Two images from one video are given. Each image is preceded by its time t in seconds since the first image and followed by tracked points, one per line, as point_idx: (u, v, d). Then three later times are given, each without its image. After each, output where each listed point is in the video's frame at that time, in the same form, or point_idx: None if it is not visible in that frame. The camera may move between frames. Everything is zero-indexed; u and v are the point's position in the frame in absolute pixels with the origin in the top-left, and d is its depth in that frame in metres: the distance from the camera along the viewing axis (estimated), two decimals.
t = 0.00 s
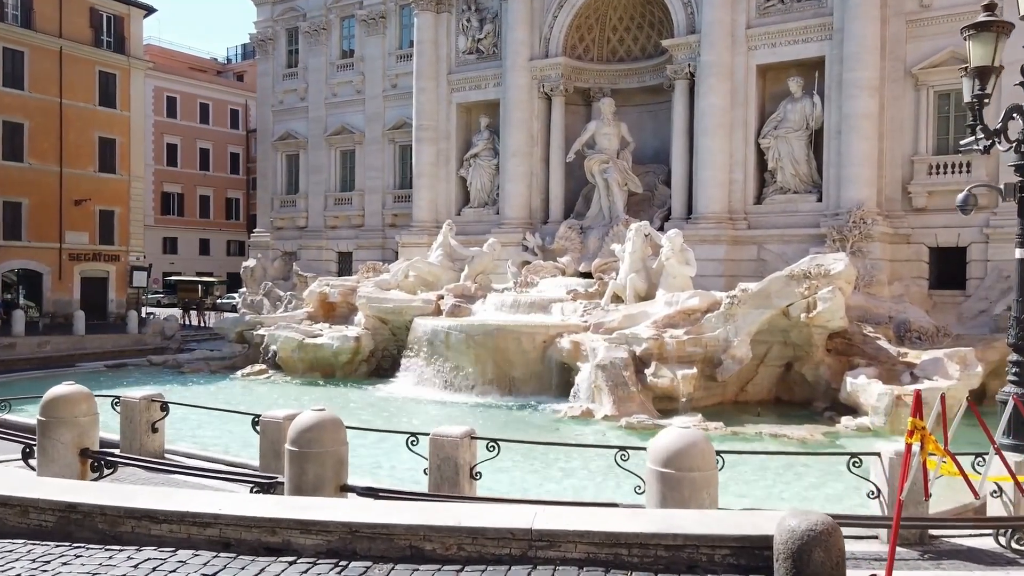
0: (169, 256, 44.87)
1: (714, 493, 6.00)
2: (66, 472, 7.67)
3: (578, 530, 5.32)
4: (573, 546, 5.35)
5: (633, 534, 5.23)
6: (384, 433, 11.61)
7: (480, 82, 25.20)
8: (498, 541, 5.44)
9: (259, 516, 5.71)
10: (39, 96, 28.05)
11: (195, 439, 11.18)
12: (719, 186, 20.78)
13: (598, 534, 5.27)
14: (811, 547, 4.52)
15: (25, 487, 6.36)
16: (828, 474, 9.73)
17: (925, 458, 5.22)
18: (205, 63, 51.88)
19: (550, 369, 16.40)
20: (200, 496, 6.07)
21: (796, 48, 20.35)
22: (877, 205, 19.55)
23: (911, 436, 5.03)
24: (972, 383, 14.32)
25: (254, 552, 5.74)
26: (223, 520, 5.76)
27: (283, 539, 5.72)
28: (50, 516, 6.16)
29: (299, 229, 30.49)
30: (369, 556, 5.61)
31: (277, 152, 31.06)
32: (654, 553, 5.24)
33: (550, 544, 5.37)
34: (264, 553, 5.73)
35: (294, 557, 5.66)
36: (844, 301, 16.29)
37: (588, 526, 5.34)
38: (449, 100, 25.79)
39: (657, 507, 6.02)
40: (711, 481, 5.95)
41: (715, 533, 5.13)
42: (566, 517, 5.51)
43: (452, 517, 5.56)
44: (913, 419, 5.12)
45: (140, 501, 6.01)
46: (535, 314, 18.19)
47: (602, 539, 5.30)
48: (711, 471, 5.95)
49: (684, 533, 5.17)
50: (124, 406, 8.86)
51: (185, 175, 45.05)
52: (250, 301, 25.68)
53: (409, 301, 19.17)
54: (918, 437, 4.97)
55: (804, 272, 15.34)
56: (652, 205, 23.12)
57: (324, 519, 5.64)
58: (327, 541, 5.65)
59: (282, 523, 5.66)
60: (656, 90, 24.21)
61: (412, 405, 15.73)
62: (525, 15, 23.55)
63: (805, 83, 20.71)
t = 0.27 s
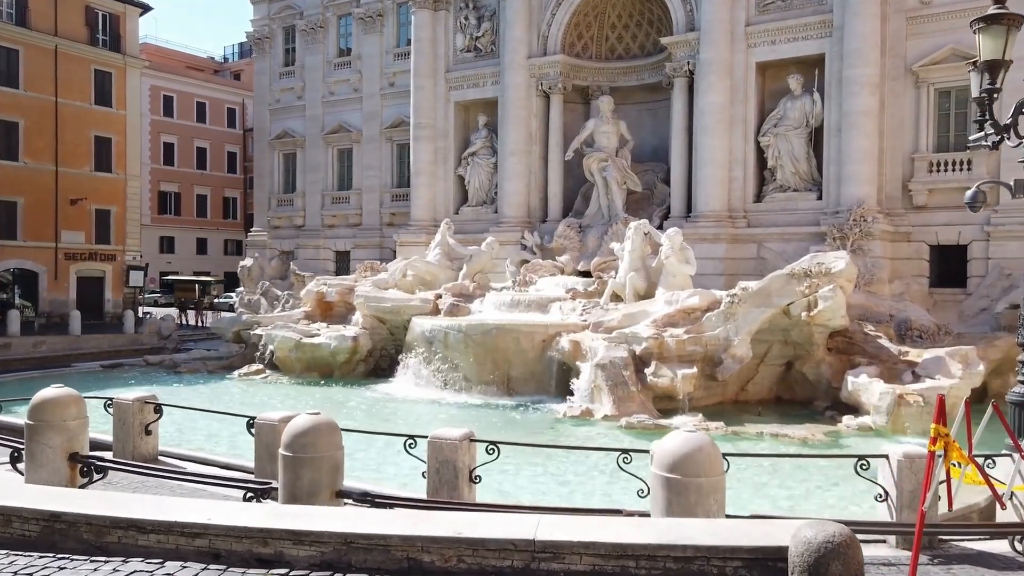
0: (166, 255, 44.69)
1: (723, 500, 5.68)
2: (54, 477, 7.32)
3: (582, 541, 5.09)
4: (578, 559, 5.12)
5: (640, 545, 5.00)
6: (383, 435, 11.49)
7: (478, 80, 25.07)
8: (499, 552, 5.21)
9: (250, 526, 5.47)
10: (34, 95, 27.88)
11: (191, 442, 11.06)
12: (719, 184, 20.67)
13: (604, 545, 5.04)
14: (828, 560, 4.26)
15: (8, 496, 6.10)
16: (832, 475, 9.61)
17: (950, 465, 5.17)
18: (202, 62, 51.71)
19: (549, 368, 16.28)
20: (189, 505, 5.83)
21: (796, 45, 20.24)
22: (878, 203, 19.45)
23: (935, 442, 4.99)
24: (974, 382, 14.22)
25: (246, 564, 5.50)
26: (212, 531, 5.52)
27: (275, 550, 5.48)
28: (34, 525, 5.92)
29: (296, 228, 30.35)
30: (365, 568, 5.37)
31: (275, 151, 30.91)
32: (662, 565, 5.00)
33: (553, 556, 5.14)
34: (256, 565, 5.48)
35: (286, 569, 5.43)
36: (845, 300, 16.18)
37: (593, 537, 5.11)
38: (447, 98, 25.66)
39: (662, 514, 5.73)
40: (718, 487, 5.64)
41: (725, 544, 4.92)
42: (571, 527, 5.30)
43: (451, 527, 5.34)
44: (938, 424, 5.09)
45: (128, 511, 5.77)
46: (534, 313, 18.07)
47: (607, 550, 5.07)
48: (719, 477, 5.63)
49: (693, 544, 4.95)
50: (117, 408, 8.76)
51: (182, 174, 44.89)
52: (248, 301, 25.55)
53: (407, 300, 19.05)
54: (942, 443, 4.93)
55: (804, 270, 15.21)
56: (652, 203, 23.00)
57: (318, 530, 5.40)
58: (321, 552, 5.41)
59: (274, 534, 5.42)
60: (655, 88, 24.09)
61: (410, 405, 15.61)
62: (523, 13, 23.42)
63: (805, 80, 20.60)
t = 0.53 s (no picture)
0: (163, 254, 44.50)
1: (733, 506, 5.52)
2: (43, 481, 7.12)
3: (591, 551, 4.86)
4: (586, 571, 4.88)
5: (652, 556, 4.77)
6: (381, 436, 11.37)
7: (476, 77, 24.93)
8: (503, 563, 4.98)
9: (244, 536, 5.26)
10: (29, 93, 27.71)
11: (187, 443, 10.93)
12: (719, 182, 20.54)
13: (614, 556, 4.81)
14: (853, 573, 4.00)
15: None
16: (836, 476, 9.50)
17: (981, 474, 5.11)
18: (199, 60, 51.51)
19: (549, 368, 16.15)
20: (182, 512, 5.65)
21: (796, 41, 20.11)
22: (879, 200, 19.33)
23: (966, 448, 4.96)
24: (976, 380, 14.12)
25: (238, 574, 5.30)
26: (203, 541, 5.32)
27: (269, 561, 5.27)
28: (19, 535, 5.73)
29: (294, 227, 30.19)
30: None
31: (272, 149, 30.74)
32: None
33: (561, 568, 4.90)
34: None
35: None
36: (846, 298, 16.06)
37: (603, 548, 4.87)
38: (445, 95, 25.50)
39: (671, 521, 5.55)
40: (729, 493, 5.48)
41: (739, 554, 4.71)
42: (580, 535, 5.08)
43: (453, 538, 5.11)
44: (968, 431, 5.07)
45: (116, 519, 5.56)
46: (533, 312, 17.94)
47: (618, 562, 4.84)
48: (729, 482, 5.47)
49: (708, 555, 4.73)
50: (110, 408, 8.63)
51: (179, 172, 44.71)
52: (245, 300, 25.40)
53: (406, 299, 18.91)
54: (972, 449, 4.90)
55: (807, 267, 15.01)
56: (651, 201, 22.88)
57: (314, 539, 5.19)
58: (316, 563, 5.20)
59: (267, 544, 5.21)
60: (655, 85, 23.95)
61: (409, 405, 15.47)
62: (521, 9, 23.26)
63: (805, 77, 20.47)
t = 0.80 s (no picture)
0: (160, 252, 44.30)
1: (748, 510, 5.31)
2: (33, 485, 6.94)
3: (606, 561, 4.51)
4: None
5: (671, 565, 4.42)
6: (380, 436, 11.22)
7: (475, 74, 24.79)
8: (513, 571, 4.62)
9: (239, 543, 4.90)
10: (25, 90, 27.53)
11: (184, 445, 10.80)
12: (719, 179, 20.42)
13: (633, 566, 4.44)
14: None
15: None
16: (841, 477, 9.38)
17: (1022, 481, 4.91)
18: (196, 58, 51.32)
19: (549, 366, 16.02)
20: (176, 517, 5.32)
21: (797, 38, 19.98)
22: (880, 198, 19.22)
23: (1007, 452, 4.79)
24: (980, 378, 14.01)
25: None
26: (197, 548, 4.98)
27: (267, 570, 4.92)
28: (5, 541, 5.43)
29: (291, 225, 30.04)
30: None
31: (269, 146, 30.59)
32: None
33: None
34: None
35: None
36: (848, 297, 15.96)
37: (619, 557, 4.52)
38: (444, 92, 25.36)
39: (683, 525, 5.33)
40: (743, 496, 5.25)
41: (762, 564, 4.36)
42: (593, 542, 4.74)
43: (460, 544, 4.76)
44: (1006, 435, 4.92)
45: (106, 525, 5.23)
46: (533, 311, 17.80)
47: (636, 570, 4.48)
48: (744, 485, 5.25)
49: (732, 564, 4.37)
50: (104, 409, 8.50)
51: (176, 171, 44.52)
52: (242, 298, 25.24)
53: (404, 297, 18.78)
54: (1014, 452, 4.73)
55: (808, 266, 14.94)
56: (651, 198, 22.76)
57: (313, 546, 4.83)
58: (317, 570, 4.84)
59: (265, 552, 4.86)
60: (655, 82, 23.82)
61: (407, 404, 15.34)
62: (520, 5, 23.11)
63: (806, 74, 20.36)
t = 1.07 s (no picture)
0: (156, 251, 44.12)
1: (763, 517, 5.04)
2: (24, 490, 6.71)
3: (626, 574, 3.89)
4: None
5: None
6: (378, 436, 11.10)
7: (473, 71, 24.66)
8: None
9: (232, 555, 4.38)
10: (20, 87, 27.35)
11: (179, 446, 10.67)
12: (719, 177, 20.31)
13: None
14: None
15: None
16: (845, 478, 9.28)
17: None
18: (192, 56, 51.12)
19: (549, 365, 15.92)
20: (170, 524, 4.80)
21: (797, 35, 19.88)
22: (881, 195, 19.12)
23: None
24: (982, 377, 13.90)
25: None
26: (191, 561, 4.45)
27: None
28: None
29: (289, 223, 29.90)
30: None
31: (266, 144, 30.44)
32: None
33: None
34: None
35: None
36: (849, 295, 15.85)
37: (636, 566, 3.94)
38: (442, 90, 25.23)
39: (695, 535, 5.05)
40: (758, 503, 4.98)
41: None
42: (613, 556, 4.10)
43: (466, 554, 4.21)
44: None
45: (97, 534, 4.75)
46: (532, 309, 17.69)
47: None
48: (758, 491, 4.98)
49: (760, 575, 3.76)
50: (99, 410, 8.38)
51: (173, 169, 44.33)
52: (239, 296, 25.11)
53: (402, 296, 18.66)
54: None
55: (809, 263, 14.80)
56: (650, 196, 22.64)
57: (315, 559, 4.27)
58: None
59: (262, 565, 4.31)
60: (654, 79, 23.71)
61: (406, 404, 15.21)
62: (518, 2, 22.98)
63: (806, 71, 20.25)
